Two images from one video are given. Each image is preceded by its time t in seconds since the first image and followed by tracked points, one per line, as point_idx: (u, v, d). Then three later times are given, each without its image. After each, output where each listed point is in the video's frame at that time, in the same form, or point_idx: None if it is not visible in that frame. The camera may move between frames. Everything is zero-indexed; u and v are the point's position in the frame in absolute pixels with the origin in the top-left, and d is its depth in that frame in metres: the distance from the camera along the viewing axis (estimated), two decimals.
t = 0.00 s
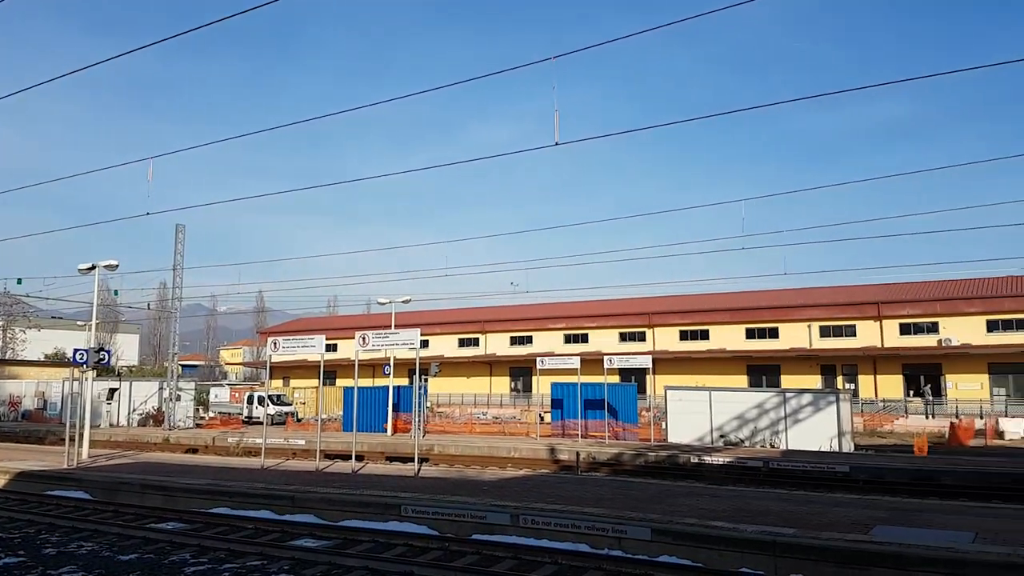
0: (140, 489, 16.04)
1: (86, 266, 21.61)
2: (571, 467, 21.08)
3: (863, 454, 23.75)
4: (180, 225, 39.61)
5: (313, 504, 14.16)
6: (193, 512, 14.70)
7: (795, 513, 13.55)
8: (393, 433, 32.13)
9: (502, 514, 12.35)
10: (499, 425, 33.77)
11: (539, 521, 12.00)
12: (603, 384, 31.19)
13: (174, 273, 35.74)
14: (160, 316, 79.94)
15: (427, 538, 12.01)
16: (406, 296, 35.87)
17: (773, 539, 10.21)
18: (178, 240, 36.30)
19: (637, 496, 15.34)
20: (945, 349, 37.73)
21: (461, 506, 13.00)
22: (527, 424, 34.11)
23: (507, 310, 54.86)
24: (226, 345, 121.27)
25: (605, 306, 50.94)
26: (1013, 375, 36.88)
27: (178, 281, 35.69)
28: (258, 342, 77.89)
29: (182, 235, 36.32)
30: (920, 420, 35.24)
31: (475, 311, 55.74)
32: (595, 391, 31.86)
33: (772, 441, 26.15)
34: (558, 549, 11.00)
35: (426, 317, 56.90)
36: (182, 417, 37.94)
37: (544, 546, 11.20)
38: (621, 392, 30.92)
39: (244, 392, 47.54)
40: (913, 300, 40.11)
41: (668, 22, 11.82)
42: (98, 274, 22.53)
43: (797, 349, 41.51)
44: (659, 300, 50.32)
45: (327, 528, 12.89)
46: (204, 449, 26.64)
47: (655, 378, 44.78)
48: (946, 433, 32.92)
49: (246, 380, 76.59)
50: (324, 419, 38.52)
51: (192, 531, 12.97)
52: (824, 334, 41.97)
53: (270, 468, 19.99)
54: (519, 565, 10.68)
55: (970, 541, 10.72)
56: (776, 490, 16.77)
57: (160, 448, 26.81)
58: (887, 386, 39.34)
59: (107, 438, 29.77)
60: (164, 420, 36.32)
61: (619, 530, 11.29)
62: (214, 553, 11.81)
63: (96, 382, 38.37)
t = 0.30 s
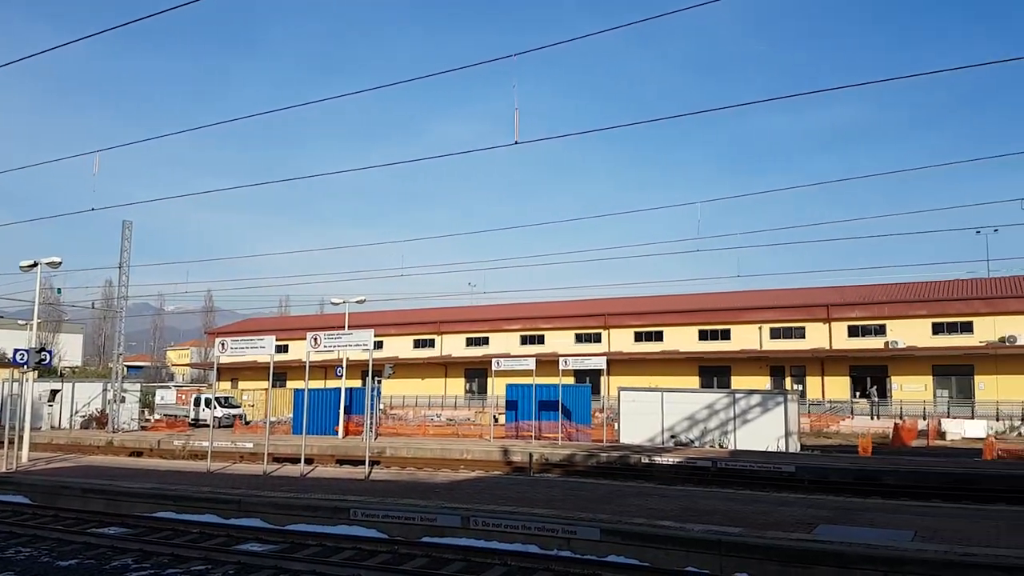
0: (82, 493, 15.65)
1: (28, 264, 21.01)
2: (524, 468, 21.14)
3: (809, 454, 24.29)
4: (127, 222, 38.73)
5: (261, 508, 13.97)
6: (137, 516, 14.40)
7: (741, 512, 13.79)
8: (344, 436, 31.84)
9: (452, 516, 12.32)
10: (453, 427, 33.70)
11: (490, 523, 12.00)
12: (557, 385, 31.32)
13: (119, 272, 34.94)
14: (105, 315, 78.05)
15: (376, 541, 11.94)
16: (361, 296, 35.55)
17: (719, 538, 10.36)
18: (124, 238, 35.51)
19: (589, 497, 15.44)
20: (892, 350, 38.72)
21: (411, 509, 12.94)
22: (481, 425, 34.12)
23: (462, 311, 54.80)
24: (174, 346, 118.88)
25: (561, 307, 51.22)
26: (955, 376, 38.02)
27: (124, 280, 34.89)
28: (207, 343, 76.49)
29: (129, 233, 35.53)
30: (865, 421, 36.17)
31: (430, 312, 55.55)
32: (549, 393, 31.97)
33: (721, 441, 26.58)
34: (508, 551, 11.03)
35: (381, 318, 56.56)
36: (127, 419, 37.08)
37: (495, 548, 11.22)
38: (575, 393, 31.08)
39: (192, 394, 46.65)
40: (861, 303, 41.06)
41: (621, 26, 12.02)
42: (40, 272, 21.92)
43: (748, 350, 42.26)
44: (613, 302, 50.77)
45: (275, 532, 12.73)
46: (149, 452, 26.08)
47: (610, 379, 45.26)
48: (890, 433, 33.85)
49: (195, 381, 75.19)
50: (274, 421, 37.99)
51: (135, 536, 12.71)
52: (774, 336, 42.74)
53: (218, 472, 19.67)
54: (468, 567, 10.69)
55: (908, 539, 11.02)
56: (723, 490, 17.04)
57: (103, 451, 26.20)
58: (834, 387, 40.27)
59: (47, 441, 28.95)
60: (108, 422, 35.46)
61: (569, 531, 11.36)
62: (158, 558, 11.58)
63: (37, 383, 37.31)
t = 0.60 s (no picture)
0: (23, 496, 15.21)
1: None
2: (479, 469, 21.11)
3: (759, 454, 24.70)
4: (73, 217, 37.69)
5: (210, 511, 13.73)
6: (81, 520, 14.05)
7: (692, 512, 13.96)
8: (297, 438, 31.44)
9: (405, 517, 12.25)
10: (408, 428, 33.50)
11: (443, 524, 11.95)
12: (513, 386, 31.34)
13: (65, 269, 34.00)
14: (49, 314, 75.94)
15: (327, 544, 11.82)
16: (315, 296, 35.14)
17: (670, 538, 10.49)
18: (70, 234, 34.59)
19: (542, 497, 15.49)
20: (840, 353, 39.58)
21: (363, 511, 12.84)
22: (437, 427, 33.99)
23: (418, 312, 54.51)
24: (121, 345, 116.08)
25: (517, 308, 51.32)
26: (900, 378, 39.03)
27: (70, 278, 33.96)
28: (156, 342, 74.91)
29: (76, 229, 34.61)
30: (813, 421, 36.97)
31: (385, 312, 55.17)
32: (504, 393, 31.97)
33: (673, 441, 26.88)
34: (460, 552, 11.02)
35: (336, 318, 56.02)
36: (71, 420, 36.11)
37: (447, 549, 11.20)
38: (531, 394, 31.15)
39: (140, 394, 45.65)
40: (810, 305, 41.86)
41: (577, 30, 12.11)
42: None
43: (700, 351, 42.87)
44: (570, 303, 50.99)
45: (224, 535, 12.53)
46: (94, 454, 25.44)
47: (566, 380, 45.52)
48: (838, 434, 34.62)
49: (143, 381, 73.60)
50: (225, 422, 37.35)
51: (78, 539, 12.40)
52: (726, 338, 43.34)
53: (166, 474, 19.27)
54: (420, 569, 10.66)
55: (854, 538, 11.27)
56: (676, 490, 17.23)
57: (45, 453, 25.48)
58: (783, 389, 41.03)
59: None
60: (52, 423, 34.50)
61: (522, 532, 11.39)
62: (102, 562, 11.31)
63: None
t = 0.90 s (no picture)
0: None
1: None
2: (434, 470, 21.00)
3: (713, 453, 25.01)
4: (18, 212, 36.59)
5: (157, 513, 13.43)
6: (23, 522, 13.64)
7: (646, 510, 14.08)
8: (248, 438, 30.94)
9: (359, 519, 12.11)
10: (363, 429, 33.21)
11: (398, 525, 11.85)
12: (470, 386, 31.28)
13: (9, 265, 33.02)
14: None
15: (279, 546, 11.65)
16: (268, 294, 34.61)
17: (625, 537, 10.54)
18: (15, 229, 33.60)
19: (498, 497, 15.47)
20: (790, 354, 40.31)
21: (316, 512, 12.67)
22: (392, 427, 33.76)
23: (375, 311, 54.12)
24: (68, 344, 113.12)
25: (476, 309, 51.27)
26: (849, 379, 39.87)
27: (14, 274, 32.99)
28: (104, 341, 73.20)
29: (21, 224, 33.64)
30: (764, 420, 37.60)
31: (342, 312, 54.67)
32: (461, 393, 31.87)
33: (629, 440, 27.08)
34: (415, 553, 10.93)
35: (291, 317, 55.35)
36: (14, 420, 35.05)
37: (401, 550, 11.11)
38: (487, 394, 31.12)
39: (87, 394, 44.54)
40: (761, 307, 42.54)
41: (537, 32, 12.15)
42: None
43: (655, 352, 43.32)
44: (528, 304, 51.10)
45: (173, 537, 12.27)
46: (38, 455, 24.74)
47: (523, 380, 45.59)
48: (788, 433, 35.23)
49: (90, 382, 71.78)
50: (175, 422, 36.61)
51: (19, 542, 12.03)
52: (680, 338, 43.82)
53: (113, 475, 18.81)
54: (374, 570, 10.56)
55: (803, 536, 11.48)
56: (630, 489, 17.36)
57: None
58: (735, 389, 41.61)
59: None
60: None
61: (477, 532, 11.35)
62: (44, 565, 10.99)
63: None
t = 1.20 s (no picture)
0: None
1: None
2: (388, 470, 20.87)
3: (666, 451, 25.31)
4: None
5: (102, 514, 13.13)
6: None
7: (598, 507, 14.20)
8: (197, 438, 30.38)
9: (310, 520, 12.01)
10: (315, 429, 32.85)
11: (350, 526, 11.77)
12: (426, 386, 31.14)
13: None
14: None
15: (228, 547, 11.49)
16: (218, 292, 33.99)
17: (579, 534, 10.61)
18: None
19: (451, 496, 15.45)
20: (740, 354, 40.99)
21: (266, 513, 12.50)
22: (345, 427, 33.45)
23: (329, 310, 53.58)
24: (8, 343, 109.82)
25: (432, 309, 51.11)
26: (797, 379, 40.69)
27: None
28: (48, 339, 71.22)
29: None
30: (714, 419, 38.17)
31: (295, 311, 54.02)
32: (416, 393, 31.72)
33: (584, 439, 27.26)
34: (367, 553, 10.85)
35: (243, 315, 54.52)
36: None
37: (354, 551, 11.02)
38: (443, 394, 31.02)
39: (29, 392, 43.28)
40: (713, 308, 43.18)
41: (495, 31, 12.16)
42: None
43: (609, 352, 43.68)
44: (484, 304, 51.11)
45: (119, 539, 12.01)
46: None
47: (478, 380, 45.59)
48: (738, 432, 35.82)
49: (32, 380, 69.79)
50: (122, 422, 35.78)
51: None
52: (635, 338, 44.27)
53: (56, 475, 18.31)
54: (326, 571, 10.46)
55: (751, 532, 11.69)
56: (583, 487, 17.48)
57: None
58: (688, 388, 42.14)
59: None
60: None
61: (430, 531, 11.32)
62: None
63: None
